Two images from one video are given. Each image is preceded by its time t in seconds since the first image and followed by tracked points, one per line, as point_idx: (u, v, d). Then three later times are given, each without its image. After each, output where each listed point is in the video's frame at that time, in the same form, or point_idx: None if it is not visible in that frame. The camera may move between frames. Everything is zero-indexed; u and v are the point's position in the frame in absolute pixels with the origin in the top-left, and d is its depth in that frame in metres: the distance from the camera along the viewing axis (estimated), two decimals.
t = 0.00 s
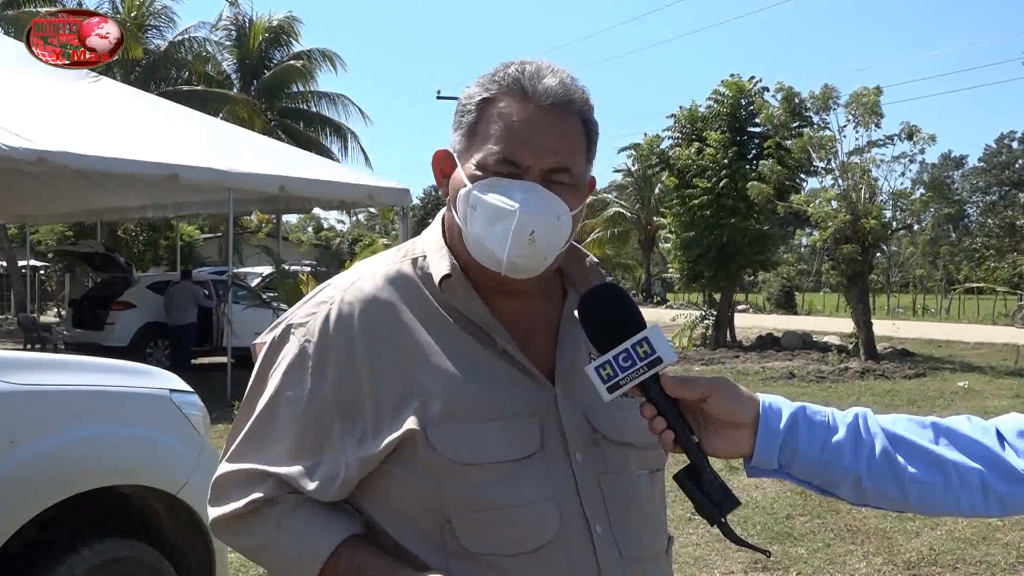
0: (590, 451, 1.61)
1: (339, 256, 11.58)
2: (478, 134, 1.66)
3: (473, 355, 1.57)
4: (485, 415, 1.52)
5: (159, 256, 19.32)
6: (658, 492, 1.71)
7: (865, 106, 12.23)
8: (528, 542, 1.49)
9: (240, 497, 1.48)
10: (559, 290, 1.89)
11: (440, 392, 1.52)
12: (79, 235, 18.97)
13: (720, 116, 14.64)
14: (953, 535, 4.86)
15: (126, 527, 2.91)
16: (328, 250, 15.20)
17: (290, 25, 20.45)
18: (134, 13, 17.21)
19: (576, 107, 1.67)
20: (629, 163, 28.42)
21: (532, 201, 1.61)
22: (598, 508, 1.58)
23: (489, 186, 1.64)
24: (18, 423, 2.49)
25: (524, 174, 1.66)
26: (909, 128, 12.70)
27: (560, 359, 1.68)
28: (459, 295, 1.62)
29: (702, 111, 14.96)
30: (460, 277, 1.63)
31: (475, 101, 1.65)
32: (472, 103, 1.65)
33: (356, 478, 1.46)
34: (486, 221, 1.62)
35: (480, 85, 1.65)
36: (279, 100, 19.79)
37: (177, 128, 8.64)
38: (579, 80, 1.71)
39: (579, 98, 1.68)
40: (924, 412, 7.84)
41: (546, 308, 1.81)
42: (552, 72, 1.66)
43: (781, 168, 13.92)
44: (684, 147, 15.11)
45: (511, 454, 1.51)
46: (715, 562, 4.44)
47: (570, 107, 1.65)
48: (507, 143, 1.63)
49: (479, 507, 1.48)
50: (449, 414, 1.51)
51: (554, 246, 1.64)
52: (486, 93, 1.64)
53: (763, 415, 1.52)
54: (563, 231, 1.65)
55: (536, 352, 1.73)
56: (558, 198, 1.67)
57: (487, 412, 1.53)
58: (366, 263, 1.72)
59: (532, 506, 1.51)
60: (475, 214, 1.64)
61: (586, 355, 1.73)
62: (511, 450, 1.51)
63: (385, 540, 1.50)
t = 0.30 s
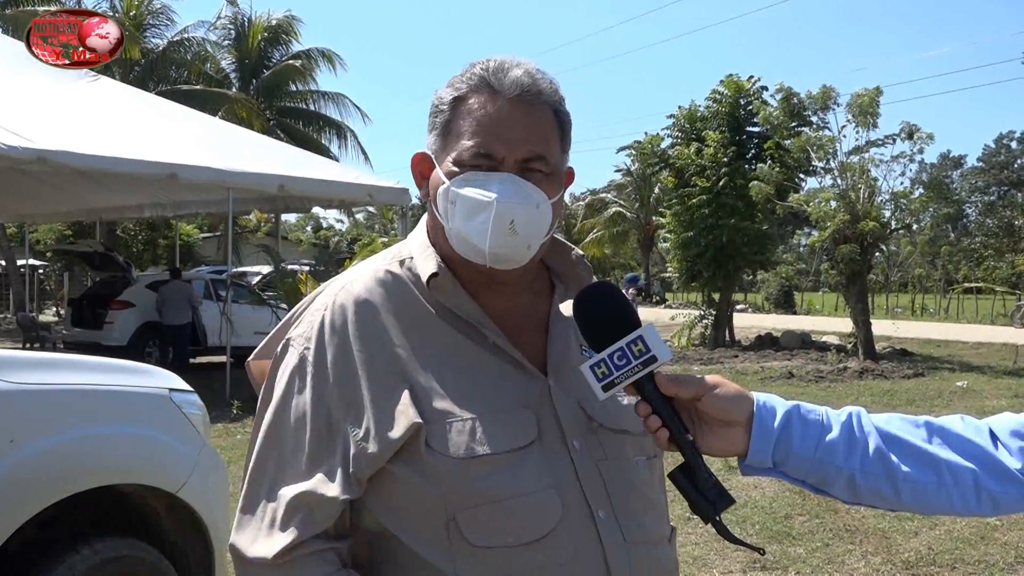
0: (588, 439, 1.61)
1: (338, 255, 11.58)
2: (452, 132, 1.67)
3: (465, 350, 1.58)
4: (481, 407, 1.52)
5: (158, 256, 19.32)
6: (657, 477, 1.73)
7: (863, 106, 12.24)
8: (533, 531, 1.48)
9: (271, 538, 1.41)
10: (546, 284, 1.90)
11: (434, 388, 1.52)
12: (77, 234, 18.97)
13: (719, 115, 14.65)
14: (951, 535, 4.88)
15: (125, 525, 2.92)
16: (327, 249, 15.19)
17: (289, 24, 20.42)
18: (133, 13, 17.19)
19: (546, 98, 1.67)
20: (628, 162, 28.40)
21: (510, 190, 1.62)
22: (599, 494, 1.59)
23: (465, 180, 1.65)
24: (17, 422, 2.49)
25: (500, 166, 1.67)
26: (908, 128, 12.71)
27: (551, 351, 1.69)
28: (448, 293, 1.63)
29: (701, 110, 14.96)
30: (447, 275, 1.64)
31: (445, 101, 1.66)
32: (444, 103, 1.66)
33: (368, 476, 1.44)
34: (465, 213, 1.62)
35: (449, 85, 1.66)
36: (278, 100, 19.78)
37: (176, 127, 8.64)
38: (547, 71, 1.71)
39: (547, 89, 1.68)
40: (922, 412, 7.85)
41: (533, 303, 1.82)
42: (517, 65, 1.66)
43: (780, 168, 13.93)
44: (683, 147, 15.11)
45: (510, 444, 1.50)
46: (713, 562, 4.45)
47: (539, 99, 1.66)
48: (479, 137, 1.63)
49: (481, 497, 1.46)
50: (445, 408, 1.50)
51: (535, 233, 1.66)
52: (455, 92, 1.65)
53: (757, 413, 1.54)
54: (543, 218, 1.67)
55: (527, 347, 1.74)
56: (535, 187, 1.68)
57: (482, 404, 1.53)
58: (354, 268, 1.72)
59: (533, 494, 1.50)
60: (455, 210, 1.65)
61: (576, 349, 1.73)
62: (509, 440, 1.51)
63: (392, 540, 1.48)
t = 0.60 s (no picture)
0: (589, 437, 1.61)
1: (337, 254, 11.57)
2: (444, 125, 1.66)
3: (466, 346, 1.58)
4: (483, 405, 1.52)
5: (156, 254, 19.32)
6: (656, 471, 1.73)
7: (862, 105, 12.25)
8: (540, 529, 1.48)
9: (243, 539, 1.38)
10: (543, 279, 1.90)
11: (438, 386, 1.52)
12: (76, 233, 18.98)
13: (719, 115, 14.66)
14: (949, 535, 4.88)
15: (122, 522, 2.91)
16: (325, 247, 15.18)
17: (288, 23, 20.39)
18: (132, 11, 17.17)
19: (534, 87, 1.66)
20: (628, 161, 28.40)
21: (510, 178, 1.64)
22: (601, 492, 1.58)
23: (462, 173, 1.65)
24: (17, 420, 2.49)
25: (496, 154, 1.66)
26: (907, 128, 12.71)
27: (553, 347, 1.69)
28: (450, 291, 1.63)
29: (700, 110, 14.97)
30: (449, 272, 1.65)
31: (434, 96, 1.65)
32: (432, 98, 1.65)
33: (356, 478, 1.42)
34: (466, 205, 1.64)
35: (435, 80, 1.65)
36: (277, 98, 19.76)
37: (175, 125, 8.64)
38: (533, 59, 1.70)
39: (534, 78, 1.67)
40: (919, 412, 7.86)
41: (532, 297, 1.82)
42: (504, 53, 1.64)
43: (779, 168, 13.93)
44: (682, 146, 15.12)
45: (513, 442, 1.50)
46: (711, 561, 4.45)
47: (527, 88, 1.65)
48: (472, 129, 1.63)
49: (487, 497, 1.45)
50: (448, 407, 1.50)
51: (535, 220, 1.68)
52: (443, 86, 1.64)
53: (754, 413, 1.54)
54: (542, 205, 1.70)
55: (528, 343, 1.73)
56: (532, 173, 1.70)
57: (484, 402, 1.52)
58: (351, 266, 1.71)
59: (538, 493, 1.50)
60: (456, 203, 1.65)
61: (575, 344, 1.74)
62: (513, 437, 1.50)
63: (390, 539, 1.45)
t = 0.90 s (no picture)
0: (588, 447, 1.59)
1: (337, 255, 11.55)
2: (425, 125, 1.65)
3: (460, 351, 1.57)
4: (479, 414, 1.50)
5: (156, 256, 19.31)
6: (660, 477, 1.70)
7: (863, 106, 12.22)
8: (536, 542, 1.46)
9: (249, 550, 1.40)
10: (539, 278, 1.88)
11: (432, 394, 1.50)
12: (76, 234, 18.97)
13: (719, 116, 14.64)
14: (951, 537, 4.87)
15: (121, 525, 2.90)
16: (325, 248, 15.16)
17: (288, 24, 20.37)
18: (131, 12, 17.18)
19: (509, 78, 1.64)
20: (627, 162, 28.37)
21: (499, 170, 1.63)
22: (600, 504, 1.56)
23: (449, 170, 1.64)
24: (16, 421, 2.48)
25: (482, 147, 1.65)
26: (906, 129, 12.70)
27: (551, 351, 1.67)
28: (446, 297, 1.60)
29: (700, 111, 14.95)
30: (443, 278, 1.62)
31: (412, 97, 1.64)
32: (410, 99, 1.64)
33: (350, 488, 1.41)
34: (459, 200, 1.63)
35: (411, 82, 1.65)
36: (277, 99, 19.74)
37: (174, 127, 8.62)
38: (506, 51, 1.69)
39: (509, 69, 1.66)
40: (920, 414, 7.84)
41: (528, 296, 1.80)
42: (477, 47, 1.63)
43: (778, 169, 13.91)
44: (682, 147, 15.11)
45: (508, 452, 1.48)
46: (712, 564, 4.44)
47: (502, 78, 1.63)
48: (456, 125, 1.62)
49: (481, 508, 1.44)
50: (442, 417, 1.48)
51: (528, 210, 1.68)
52: (420, 87, 1.63)
53: (757, 414, 1.52)
54: (532, 194, 1.70)
55: (526, 347, 1.71)
56: (519, 163, 1.70)
57: (480, 411, 1.50)
58: (348, 269, 1.70)
59: (535, 504, 1.47)
60: (448, 201, 1.64)
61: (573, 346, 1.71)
62: (508, 447, 1.48)
63: (385, 547, 1.46)
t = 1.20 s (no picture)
0: (584, 451, 1.58)
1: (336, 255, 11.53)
2: (422, 121, 1.65)
3: (458, 351, 1.56)
4: (474, 416, 1.49)
5: (155, 255, 19.30)
6: (660, 481, 1.69)
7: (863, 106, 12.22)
8: (528, 547, 1.46)
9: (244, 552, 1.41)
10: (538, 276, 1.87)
11: (428, 396, 1.50)
12: (75, 233, 18.96)
13: (718, 116, 14.64)
14: (949, 537, 4.87)
15: (120, 524, 2.89)
16: (324, 248, 15.14)
17: (287, 23, 20.36)
18: (130, 12, 17.17)
19: (506, 74, 1.65)
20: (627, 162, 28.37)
21: (499, 165, 1.63)
22: (594, 510, 1.55)
23: (448, 167, 1.64)
24: (15, 421, 2.47)
25: (481, 143, 1.65)
26: (905, 129, 12.70)
27: (549, 353, 1.66)
28: (444, 296, 1.60)
29: (699, 111, 14.95)
30: (442, 277, 1.61)
31: (409, 93, 1.64)
32: (407, 96, 1.64)
33: (353, 484, 1.41)
34: (458, 197, 1.63)
35: (409, 77, 1.64)
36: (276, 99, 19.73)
37: (174, 126, 8.62)
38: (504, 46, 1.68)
39: (505, 64, 1.66)
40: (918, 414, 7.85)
41: (527, 295, 1.79)
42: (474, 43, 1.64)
43: (778, 169, 13.90)
44: (681, 148, 15.11)
45: (503, 456, 1.47)
46: (710, 564, 4.43)
47: (499, 74, 1.63)
48: (453, 121, 1.62)
49: (475, 513, 1.44)
50: (437, 420, 1.48)
51: (528, 207, 1.68)
52: (417, 83, 1.63)
53: (759, 410, 1.52)
54: (532, 190, 1.70)
55: (523, 347, 1.70)
56: (518, 160, 1.69)
57: (475, 414, 1.50)
58: (345, 265, 1.69)
59: (528, 510, 1.47)
60: (447, 198, 1.64)
61: (572, 348, 1.71)
62: (503, 449, 1.48)
63: (382, 548, 1.46)
